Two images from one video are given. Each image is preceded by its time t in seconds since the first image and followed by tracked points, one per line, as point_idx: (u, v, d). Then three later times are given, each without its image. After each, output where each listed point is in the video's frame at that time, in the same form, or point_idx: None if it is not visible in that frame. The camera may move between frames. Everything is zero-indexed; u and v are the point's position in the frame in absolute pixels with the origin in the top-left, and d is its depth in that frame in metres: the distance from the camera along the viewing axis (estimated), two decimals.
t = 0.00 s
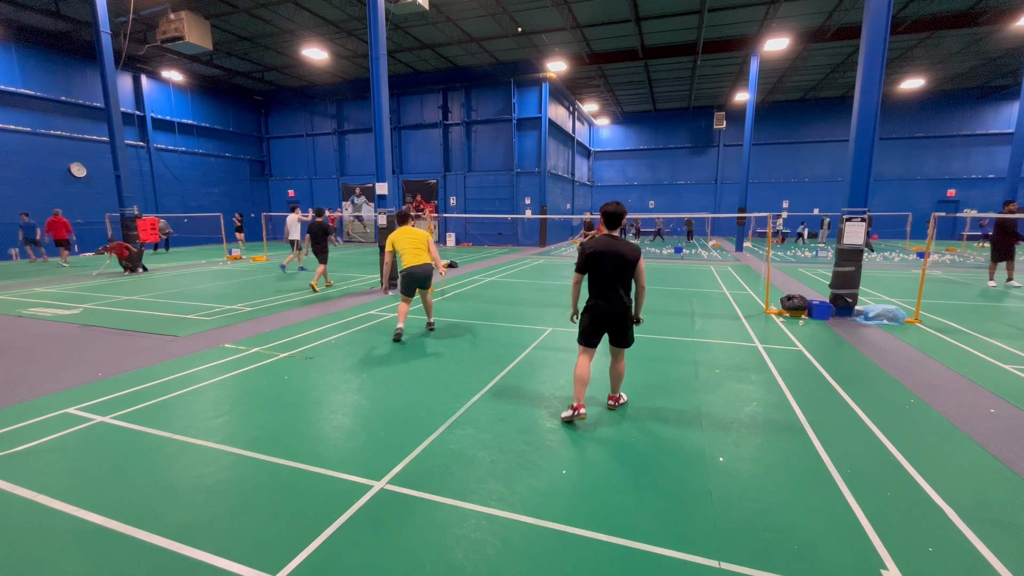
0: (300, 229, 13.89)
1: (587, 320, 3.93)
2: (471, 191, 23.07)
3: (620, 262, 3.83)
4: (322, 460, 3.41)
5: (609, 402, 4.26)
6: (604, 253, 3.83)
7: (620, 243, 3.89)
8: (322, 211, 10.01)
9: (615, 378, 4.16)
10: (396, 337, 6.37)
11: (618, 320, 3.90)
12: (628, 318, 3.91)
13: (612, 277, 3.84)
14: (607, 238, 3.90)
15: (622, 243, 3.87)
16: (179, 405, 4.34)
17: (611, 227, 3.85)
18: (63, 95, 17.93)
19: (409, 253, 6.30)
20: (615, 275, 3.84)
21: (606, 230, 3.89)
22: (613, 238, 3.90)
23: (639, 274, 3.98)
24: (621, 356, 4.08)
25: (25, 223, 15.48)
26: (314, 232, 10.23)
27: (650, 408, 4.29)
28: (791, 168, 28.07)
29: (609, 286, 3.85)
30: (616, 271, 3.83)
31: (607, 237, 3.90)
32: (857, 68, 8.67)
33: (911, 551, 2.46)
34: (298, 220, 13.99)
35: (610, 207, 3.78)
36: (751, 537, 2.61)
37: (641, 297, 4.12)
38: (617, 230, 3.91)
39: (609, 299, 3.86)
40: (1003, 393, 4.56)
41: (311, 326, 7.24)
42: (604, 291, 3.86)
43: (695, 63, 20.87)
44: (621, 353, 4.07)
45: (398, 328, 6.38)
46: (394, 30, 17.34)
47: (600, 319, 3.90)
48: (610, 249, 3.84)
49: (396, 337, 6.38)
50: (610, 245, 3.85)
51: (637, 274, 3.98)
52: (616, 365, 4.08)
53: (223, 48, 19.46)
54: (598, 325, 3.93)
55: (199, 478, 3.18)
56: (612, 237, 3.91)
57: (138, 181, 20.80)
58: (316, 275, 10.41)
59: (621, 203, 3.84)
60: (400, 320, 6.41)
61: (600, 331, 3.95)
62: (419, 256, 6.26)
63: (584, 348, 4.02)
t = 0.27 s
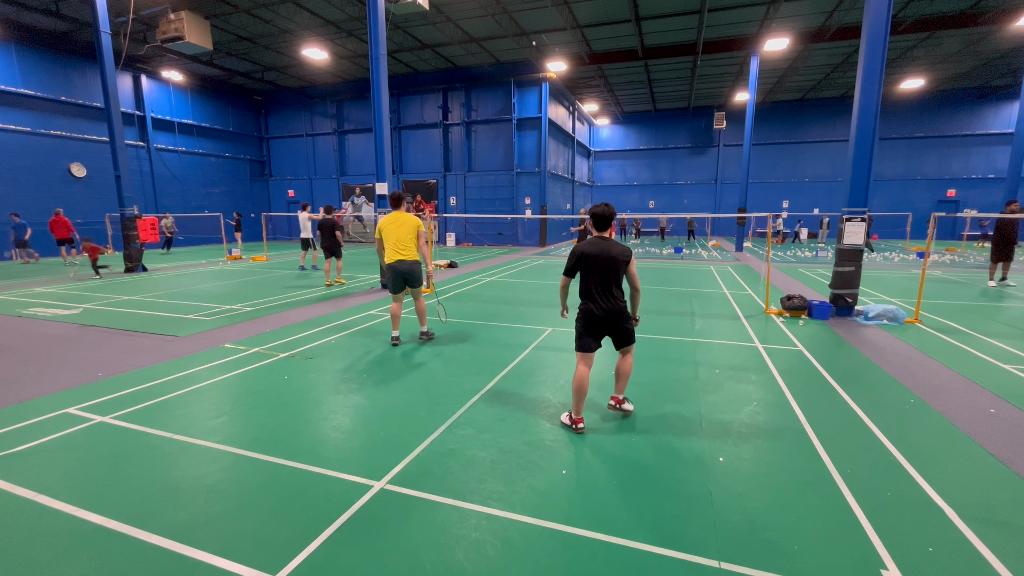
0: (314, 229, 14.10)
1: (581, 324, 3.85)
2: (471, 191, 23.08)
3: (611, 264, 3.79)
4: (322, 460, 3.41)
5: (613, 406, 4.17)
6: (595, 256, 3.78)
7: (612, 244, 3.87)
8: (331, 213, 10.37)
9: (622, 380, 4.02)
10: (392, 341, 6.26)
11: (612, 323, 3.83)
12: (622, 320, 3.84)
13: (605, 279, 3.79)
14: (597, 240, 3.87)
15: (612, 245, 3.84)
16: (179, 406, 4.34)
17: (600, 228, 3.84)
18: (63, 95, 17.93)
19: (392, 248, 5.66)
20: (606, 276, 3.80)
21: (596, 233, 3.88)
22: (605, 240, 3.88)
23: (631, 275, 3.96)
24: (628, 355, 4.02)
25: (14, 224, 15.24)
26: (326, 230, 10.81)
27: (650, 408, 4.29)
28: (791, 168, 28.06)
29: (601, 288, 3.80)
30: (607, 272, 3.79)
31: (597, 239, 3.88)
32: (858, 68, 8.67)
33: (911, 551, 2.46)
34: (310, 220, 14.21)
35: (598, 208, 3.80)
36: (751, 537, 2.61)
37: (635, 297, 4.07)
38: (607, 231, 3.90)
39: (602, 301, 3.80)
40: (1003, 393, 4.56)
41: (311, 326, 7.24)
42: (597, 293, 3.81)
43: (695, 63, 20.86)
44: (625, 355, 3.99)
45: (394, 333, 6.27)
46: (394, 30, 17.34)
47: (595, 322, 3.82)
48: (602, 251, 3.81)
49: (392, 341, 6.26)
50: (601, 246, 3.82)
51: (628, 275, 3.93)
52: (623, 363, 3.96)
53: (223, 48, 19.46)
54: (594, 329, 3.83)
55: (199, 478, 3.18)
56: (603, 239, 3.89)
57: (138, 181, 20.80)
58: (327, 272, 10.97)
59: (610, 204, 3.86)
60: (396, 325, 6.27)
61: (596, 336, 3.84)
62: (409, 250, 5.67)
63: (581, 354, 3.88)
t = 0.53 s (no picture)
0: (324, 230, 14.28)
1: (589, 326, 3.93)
2: (471, 191, 23.08)
3: (621, 267, 3.80)
4: (322, 460, 3.41)
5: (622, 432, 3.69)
6: (605, 259, 3.81)
7: (623, 248, 3.87)
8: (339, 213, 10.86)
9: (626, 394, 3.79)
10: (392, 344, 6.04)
11: (622, 327, 3.83)
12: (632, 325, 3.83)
13: (614, 283, 3.81)
14: (609, 244, 3.89)
15: (624, 249, 3.82)
16: (179, 406, 4.34)
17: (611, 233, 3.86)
18: (63, 95, 17.93)
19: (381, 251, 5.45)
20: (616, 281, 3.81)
21: (607, 238, 3.88)
22: (616, 244, 3.88)
23: (640, 276, 3.98)
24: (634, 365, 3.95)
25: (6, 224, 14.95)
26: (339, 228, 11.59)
27: (650, 408, 4.29)
28: (791, 168, 28.06)
29: (611, 291, 3.82)
30: (618, 277, 3.80)
31: (608, 243, 3.89)
32: (858, 68, 8.67)
33: (911, 551, 2.46)
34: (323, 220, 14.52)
35: (608, 212, 3.81)
36: (750, 537, 2.61)
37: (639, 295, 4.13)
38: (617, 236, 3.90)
39: (611, 306, 3.82)
40: (1003, 393, 4.56)
41: (310, 326, 7.24)
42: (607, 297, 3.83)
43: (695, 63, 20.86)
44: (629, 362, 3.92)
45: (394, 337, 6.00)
46: (394, 30, 17.35)
47: (603, 324, 3.87)
48: (614, 255, 3.82)
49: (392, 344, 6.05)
50: (612, 250, 3.83)
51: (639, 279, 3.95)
52: (623, 376, 3.80)
53: (223, 48, 19.46)
54: (598, 331, 3.91)
55: (199, 478, 3.18)
56: (614, 244, 3.88)
57: (138, 181, 20.80)
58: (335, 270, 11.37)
59: (619, 207, 3.86)
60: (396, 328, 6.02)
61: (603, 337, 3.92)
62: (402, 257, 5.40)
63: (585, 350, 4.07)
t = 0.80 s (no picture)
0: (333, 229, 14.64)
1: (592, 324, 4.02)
2: (471, 191, 23.08)
3: (619, 266, 3.89)
4: (322, 460, 3.41)
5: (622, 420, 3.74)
6: (604, 259, 3.88)
7: (619, 246, 3.98)
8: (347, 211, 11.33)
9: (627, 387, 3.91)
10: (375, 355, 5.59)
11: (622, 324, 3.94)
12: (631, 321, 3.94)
13: (614, 282, 3.89)
14: (605, 243, 3.97)
15: (620, 247, 3.93)
16: (179, 406, 4.34)
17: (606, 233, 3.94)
18: (63, 95, 17.92)
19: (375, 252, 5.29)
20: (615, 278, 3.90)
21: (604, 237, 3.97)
22: (613, 243, 3.97)
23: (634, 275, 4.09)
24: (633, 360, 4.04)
25: None
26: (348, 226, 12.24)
27: (650, 408, 4.29)
28: (791, 168, 28.06)
29: (610, 290, 3.91)
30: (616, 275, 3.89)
31: (605, 242, 3.97)
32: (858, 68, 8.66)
33: (912, 552, 2.46)
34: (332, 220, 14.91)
35: (603, 214, 3.90)
36: (750, 537, 2.61)
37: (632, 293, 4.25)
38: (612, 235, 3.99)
39: (611, 302, 3.91)
40: (1003, 393, 4.56)
41: (311, 326, 7.25)
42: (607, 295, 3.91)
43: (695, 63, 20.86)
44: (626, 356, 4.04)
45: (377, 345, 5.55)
46: (393, 30, 17.34)
47: (603, 321, 3.97)
48: (613, 253, 3.91)
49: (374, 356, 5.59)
50: (610, 250, 3.91)
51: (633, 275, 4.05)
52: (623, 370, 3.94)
53: (223, 48, 19.46)
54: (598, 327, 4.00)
55: (199, 478, 3.18)
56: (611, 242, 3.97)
57: (138, 181, 20.80)
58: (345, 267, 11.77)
59: (615, 208, 3.95)
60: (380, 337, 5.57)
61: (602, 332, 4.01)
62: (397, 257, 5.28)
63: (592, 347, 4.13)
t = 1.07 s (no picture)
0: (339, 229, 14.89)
1: (592, 313, 4.07)
2: (471, 191, 23.08)
3: (616, 255, 4.05)
4: (322, 460, 3.41)
5: (622, 381, 4.23)
6: (601, 249, 4.04)
7: (615, 236, 4.13)
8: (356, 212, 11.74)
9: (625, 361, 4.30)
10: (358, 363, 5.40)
11: (621, 310, 4.06)
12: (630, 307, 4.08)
13: (611, 270, 4.03)
14: (600, 234, 4.10)
15: (614, 237, 4.10)
16: (179, 406, 4.33)
17: (601, 224, 4.07)
18: (63, 95, 17.93)
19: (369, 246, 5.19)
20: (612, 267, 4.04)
21: (600, 228, 4.09)
22: (610, 233, 4.11)
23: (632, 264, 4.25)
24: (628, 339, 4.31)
25: None
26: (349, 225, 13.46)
27: (650, 408, 4.29)
28: (791, 168, 28.06)
29: (607, 278, 4.04)
30: (613, 263, 4.04)
31: (601, 233, 4.11)
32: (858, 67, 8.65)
33: (912, 552, 2.46)
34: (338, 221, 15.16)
35: (597, 206, 4.01)
36: (751, 537, 2.61)
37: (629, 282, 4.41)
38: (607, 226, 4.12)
39: (610, 291, 4.02)
40: (1003, 393, 4.56)
41: (311, 326, 7.25)
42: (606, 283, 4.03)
43: (695, 63, 20.85)
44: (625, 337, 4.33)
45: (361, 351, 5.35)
46: (393, 30, 17.34)
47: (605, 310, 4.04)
48: (609, 245, 4.06)
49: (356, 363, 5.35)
50: (607, 240, 4.06)
51: (629, 264, 4.22)
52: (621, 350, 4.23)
53: (223, 48, 19.46)
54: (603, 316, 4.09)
55: (200, 478, 3.18)
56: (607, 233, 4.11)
57: (138, 181, 20.80)
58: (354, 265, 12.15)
59: (608, 200, 4.06)
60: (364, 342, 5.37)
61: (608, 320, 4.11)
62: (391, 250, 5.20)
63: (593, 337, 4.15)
